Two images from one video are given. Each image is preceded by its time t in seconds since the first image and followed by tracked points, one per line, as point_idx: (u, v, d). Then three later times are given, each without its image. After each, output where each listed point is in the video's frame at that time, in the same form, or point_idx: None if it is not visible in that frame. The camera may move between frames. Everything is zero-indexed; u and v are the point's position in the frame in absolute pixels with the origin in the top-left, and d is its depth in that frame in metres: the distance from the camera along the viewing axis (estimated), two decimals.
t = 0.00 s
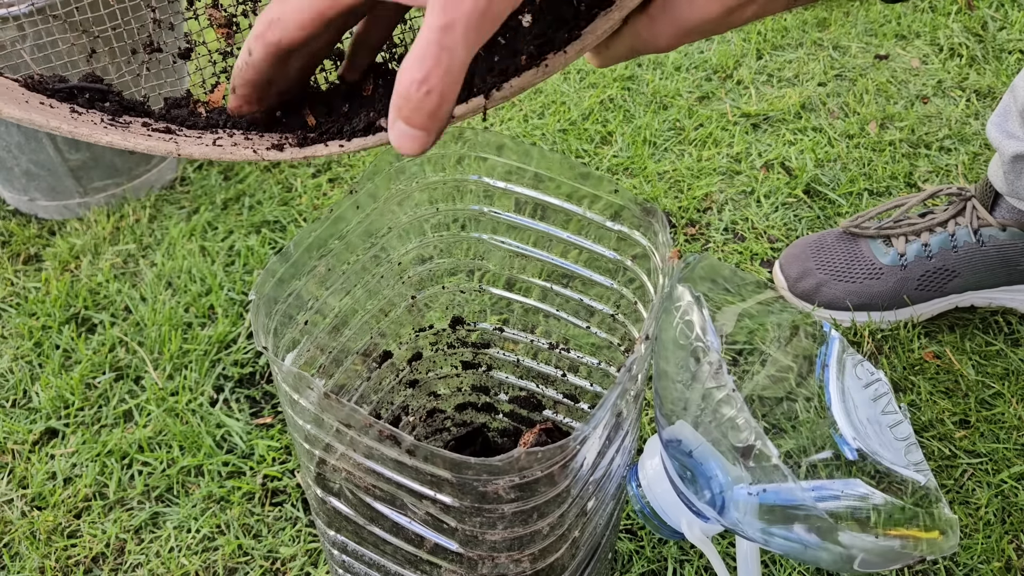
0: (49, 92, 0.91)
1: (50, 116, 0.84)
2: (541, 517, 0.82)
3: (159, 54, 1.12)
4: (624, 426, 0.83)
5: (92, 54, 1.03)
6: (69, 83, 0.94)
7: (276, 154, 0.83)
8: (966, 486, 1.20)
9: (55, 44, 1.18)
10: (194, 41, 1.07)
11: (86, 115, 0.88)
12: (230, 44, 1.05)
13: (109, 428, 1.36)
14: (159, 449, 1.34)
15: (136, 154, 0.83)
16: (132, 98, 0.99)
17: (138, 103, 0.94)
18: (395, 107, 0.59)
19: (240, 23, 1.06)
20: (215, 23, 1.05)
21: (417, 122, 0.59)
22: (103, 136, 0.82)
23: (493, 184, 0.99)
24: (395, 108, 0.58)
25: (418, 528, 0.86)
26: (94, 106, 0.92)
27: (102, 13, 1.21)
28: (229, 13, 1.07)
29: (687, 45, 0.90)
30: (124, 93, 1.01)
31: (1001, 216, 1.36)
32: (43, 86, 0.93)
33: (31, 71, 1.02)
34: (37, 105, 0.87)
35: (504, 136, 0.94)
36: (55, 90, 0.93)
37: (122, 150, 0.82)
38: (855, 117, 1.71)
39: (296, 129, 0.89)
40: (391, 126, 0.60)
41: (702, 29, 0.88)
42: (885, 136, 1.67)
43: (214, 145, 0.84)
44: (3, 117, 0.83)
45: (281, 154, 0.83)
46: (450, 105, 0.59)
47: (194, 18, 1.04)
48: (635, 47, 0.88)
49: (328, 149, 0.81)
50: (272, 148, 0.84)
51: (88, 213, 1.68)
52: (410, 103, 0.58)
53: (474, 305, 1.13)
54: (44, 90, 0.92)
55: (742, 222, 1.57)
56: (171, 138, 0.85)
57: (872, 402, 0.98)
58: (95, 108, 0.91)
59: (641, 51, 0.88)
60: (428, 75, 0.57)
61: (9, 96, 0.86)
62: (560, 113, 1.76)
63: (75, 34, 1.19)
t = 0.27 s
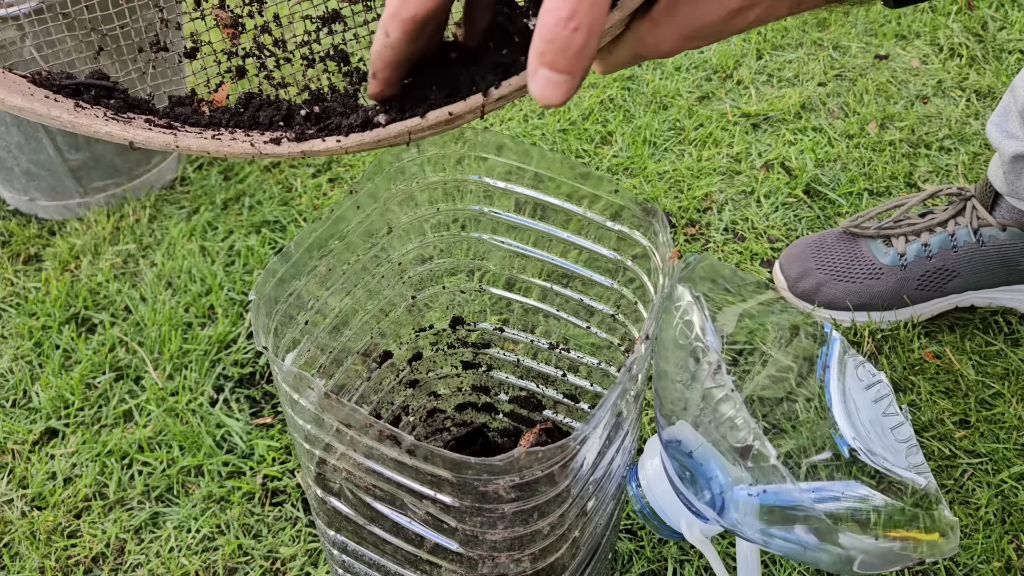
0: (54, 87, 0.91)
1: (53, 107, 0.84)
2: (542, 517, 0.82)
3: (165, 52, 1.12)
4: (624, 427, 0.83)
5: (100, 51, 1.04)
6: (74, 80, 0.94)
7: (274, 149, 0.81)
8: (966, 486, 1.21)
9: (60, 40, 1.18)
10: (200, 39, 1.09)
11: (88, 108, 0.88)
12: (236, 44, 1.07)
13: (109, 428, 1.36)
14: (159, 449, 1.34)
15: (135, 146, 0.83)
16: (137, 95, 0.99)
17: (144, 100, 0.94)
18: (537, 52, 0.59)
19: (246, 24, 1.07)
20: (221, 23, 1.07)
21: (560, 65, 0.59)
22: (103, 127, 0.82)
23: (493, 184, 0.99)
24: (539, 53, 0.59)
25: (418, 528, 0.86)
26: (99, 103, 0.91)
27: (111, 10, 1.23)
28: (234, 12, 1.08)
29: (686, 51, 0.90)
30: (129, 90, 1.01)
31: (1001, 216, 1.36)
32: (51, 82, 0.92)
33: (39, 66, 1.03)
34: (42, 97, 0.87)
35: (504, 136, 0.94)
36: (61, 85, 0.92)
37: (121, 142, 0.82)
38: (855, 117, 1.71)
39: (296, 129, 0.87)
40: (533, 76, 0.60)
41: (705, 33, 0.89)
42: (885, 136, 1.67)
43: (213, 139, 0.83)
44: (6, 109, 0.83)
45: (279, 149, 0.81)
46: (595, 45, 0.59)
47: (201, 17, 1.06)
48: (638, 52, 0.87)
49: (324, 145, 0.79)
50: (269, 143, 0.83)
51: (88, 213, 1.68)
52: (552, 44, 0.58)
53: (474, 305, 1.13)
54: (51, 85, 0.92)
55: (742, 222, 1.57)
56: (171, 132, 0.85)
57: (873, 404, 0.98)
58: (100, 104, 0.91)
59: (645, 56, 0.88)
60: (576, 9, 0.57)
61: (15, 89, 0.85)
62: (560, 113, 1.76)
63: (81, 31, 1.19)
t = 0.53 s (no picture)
0: (53, 83, 0.91)
1: (52, 104, 0.84)
2: (542, 519, 0.82)
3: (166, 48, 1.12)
4: (625, 427, 0.83)
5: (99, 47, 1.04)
6: (73, 75, 0.94)
7: (275, 147, 0.81)
8: (966, 487, 1.21)
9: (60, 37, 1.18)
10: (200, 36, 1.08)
11: (88, 104, 0.88)
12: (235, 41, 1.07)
13: (110, 428, 1.36)
14: (159, 449, 1.34)
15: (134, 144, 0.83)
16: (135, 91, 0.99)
17: (143, 96, 0.94)
18: (361, 89, 0.61)
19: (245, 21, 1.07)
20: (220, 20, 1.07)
21: (381, 105, 0.62)
22: (102, 124, 0.82)
23: (493, 184, 0.99)
24: (363, 92, 0.61)
25: (419, 529, 0.86)
26: (98, 98, 0.91)
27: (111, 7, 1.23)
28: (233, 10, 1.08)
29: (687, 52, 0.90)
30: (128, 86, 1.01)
31: (1001, 216, 1.36)
32: (49, 78, 0.92)
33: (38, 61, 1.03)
34: (41, 93, 0.87)
35: (505, 136, 0.94)
36: (60, 81, 0.92)
37: (120, 139, 0.82)
38: (855, 117, 1.71)
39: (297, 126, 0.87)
40: (357, 112, 0.63)
41: (705, 34, 0.89)
42: (885, 136, 1.67)
43: (212, 135, 0.83)
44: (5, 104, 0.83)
45: (279, 148, 0.81)
46: (418, 91, 0.62)
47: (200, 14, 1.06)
48: (638, 52, 0.87)
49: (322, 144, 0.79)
50: (269, 142, 0.82)
51: (88, 213, 1.68)
52: (376, 81, 0.60)
53: (474, 305, 1.13)
54: (49, 80, 0.92)
55: (742, 222, 1.57)
56: (170, 129, 0.85)
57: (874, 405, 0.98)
58: (98, 100, 0.91)
59: (645, 55, 0.88)
60: (399, 51, 0.59)
61: (14, 85, 0.86)
62: (560, 113, 1.76)
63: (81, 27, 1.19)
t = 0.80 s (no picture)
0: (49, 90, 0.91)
1: (50, 114, 0.85)
2: (540, 516, 0.81)
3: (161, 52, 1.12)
4: (623, 426, 0.83)
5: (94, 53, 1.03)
6: (68, 82, 0.94)
7: (275, 154, 0.83)
8: (966, 486, 1.20)
9: (55, 41, 1.17)
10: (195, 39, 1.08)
11: (85, 113, 0.88)
12: (231, 44, 1.06)
13: (109, 428, 1.36)
14: (159, 449, 1.34)
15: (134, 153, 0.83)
16: (131, 97, 0.98)
17: (139, 101, 0.94)
18: (524, 70, 0.61)
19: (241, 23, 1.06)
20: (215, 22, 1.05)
21: (544, 84, 0.62)
22: (102, 134, 0.83)
23: (492, 184, 0.99)
24: (527, 70, 0.61)
25: (417, 527, 0.86)
26: (94, 105, 0.91)
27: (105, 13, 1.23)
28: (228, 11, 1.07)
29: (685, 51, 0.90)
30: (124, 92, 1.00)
31: (1001, 216, 1.36)
32: (44, 84, 0.92)
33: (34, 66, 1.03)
34: (38, 102, 0.88)
35: (504, 136, 0.94)
36: (55, 87, 0.92)
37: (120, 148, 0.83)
38: (855, 117, 1.71)
39: (294, 132, 0.88)
40: (517, 94, 0.62)
41: (702, 32, 0.89)
42: (885, 136, 1.67)
43: (213, 143, 0.85)
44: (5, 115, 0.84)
45: (280, 154, 0.83)
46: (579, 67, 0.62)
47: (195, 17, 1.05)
48: (635, 51, 0.86)
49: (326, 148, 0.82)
50: (270, 148, 0.84)
51: (88, 213, 1.68)
52: (541, 60, 0.61)
53: (474, 305, 1.13)
54: (45, 87, 0.91)
55: (742, 222, 1.57)
56: (169, 137, 0.85)
57: (870, 401, 0.99)
58: (95, 106, 0.91)
59: (640, 55, 0.87)
60: (566, 28, 0.61)
61: (10, 94, 0.86)
62: (560, 113, 1.77)
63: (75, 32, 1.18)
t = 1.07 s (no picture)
0: (43, 88, 0.91)
1: (44, 115, 0.85)
2: (538, 516, 0.82)
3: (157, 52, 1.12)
4: (622, 425, 0.83)
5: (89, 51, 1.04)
6: (62, 81, 0.94)
7: (272, 154, 0.85)
8: (966, 487, 1.20)
9: (53, 41, 1.18)
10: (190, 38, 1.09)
11: (81, 113, 0.88)
12: (225, 42, 1.07)
13: (109, 428, 1.36)
14: (159, 449, 1.34)
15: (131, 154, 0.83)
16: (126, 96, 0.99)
17: (134, 100, 0.94)
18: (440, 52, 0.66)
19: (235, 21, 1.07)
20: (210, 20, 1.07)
21: (459, 70, 0.66)
22: (98, 136, 0.82)
23: (492, 184, 0.99)
24: (442, 54, 0.66)
25: (415, 527, 0.86)
26: (89, 104, 0.91)
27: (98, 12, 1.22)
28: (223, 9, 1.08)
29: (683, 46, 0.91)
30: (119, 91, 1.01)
31: (1001, 216, 1.36)
32: (38, 83, 0.92)
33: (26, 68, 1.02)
34: (32, 103, 0.87)
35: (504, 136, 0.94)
36: (49, 86, 0.92)
37: (117, 150, 0.83)
38: (855, 117, 1.71)
39: (291, 131, 0.89)
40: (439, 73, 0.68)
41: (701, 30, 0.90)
42: (885, 136, 1.67)
43: (210, 144, 0.85)
44: None
45: (277, 156, 0.84)
46: (489, 53, 0.65)
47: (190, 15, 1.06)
48: (630, 48, 0.88)
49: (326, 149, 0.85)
50: (268, 149, 0.86)
51: (88, 213, 1.68)
52: (449, 42, 0.64)
53: (473, 305, 1.13)
54: (39, 86, 0.91)
55: (742, 222, 1.57)
56: (165, 138, 0.86)
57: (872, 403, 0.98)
58: (90, 105, 0.91)
59: (636, 51, 0.89)
60: (468, 9, 0.62)
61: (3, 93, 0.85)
62: (560, 113, 1.77)
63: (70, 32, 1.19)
